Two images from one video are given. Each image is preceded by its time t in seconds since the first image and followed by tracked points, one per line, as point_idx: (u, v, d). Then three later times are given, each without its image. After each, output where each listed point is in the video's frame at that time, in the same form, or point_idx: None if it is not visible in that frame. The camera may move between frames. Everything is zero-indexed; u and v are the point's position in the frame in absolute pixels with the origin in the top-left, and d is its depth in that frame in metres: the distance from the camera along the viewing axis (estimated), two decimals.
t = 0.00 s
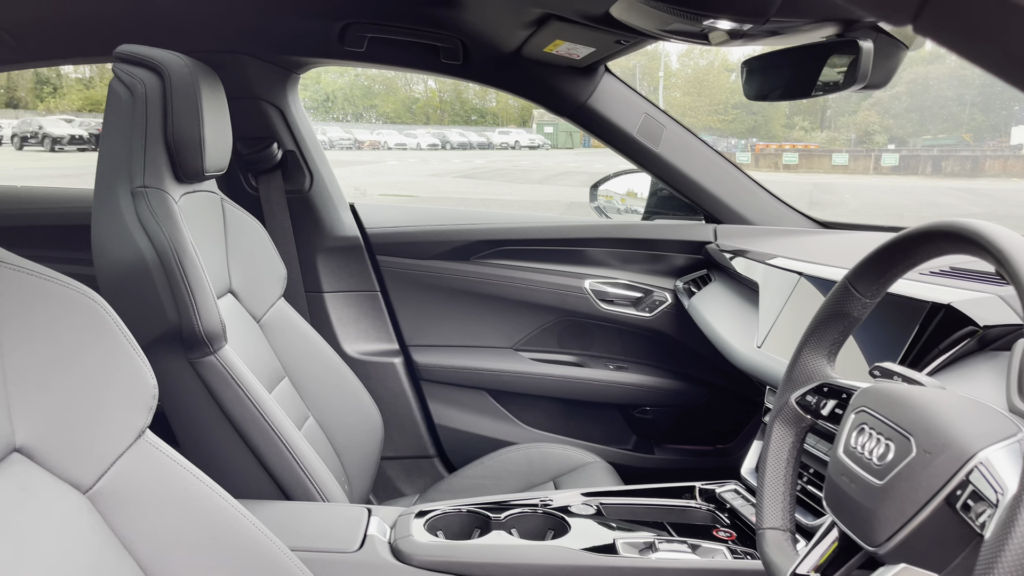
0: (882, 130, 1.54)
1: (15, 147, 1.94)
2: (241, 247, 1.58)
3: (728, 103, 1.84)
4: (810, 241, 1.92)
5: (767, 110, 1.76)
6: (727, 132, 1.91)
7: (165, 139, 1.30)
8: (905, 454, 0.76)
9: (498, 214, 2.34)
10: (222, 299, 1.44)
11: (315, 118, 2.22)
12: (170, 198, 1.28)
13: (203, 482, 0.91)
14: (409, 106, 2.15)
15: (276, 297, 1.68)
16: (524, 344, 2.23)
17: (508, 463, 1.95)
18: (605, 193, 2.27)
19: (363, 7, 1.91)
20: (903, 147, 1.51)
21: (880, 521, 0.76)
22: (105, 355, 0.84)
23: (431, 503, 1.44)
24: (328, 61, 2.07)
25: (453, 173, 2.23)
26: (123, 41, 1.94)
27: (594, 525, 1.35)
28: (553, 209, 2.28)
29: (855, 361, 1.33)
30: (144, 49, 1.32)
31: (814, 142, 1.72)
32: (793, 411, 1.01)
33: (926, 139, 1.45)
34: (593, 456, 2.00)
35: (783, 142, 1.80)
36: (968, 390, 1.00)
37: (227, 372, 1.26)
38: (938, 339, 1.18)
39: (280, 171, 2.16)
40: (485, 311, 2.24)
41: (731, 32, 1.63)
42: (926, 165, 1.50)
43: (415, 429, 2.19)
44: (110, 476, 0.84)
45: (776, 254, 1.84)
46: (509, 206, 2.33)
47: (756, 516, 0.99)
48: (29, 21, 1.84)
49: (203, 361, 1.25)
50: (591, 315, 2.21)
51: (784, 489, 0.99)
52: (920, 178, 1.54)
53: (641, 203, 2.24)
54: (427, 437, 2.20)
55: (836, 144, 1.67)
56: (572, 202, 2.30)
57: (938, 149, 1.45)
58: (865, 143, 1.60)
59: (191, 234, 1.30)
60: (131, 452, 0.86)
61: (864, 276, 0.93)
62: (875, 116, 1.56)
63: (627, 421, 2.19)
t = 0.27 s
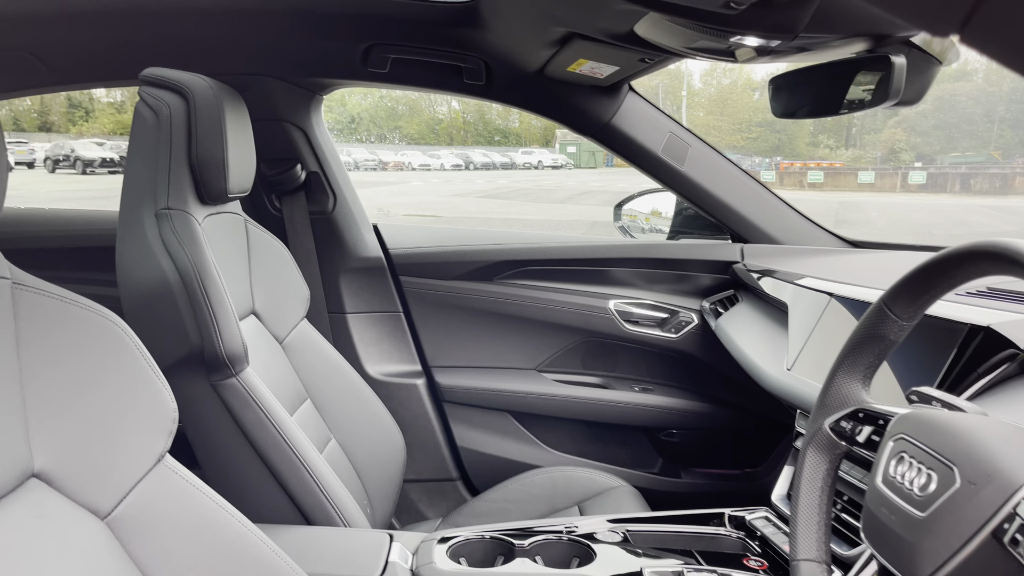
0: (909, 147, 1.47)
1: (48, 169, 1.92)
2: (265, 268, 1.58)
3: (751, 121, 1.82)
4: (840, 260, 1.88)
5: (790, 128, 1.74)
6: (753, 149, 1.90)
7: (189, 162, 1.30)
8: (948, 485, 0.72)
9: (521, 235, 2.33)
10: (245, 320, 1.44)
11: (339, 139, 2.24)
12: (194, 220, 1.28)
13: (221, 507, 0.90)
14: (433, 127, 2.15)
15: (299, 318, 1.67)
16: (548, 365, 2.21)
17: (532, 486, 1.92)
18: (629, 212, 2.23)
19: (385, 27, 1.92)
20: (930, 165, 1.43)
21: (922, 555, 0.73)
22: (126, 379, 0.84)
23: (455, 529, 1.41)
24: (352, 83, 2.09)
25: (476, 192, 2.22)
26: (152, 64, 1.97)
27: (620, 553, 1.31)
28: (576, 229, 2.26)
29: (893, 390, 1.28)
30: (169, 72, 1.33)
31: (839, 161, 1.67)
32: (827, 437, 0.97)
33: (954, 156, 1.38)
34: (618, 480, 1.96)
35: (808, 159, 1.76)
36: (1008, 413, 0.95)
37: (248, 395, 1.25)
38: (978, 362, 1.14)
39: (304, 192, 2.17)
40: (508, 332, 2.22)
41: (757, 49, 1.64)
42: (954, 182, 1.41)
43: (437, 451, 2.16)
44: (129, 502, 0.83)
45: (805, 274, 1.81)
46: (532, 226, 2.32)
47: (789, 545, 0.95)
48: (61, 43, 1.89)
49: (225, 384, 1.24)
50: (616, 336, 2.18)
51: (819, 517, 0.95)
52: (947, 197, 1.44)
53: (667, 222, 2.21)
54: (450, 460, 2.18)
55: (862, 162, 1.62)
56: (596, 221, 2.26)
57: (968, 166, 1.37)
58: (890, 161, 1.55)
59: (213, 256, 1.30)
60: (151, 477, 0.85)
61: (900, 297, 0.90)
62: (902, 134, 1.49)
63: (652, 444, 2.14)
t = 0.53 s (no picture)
0: (942, 169, 1.47)
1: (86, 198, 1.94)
2: (294, 296, 1.58)
3: (779, 145, 1.77)
4: (881, 286, 1.82)
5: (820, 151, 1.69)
6: (781, 173, 1.87)
7: (220, 192, 1.30)
8: (1011, 532, 0.68)
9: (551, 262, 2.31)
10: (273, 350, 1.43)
11: (369, 167, 2.26)
12: (224, 250, 1.28)
13: (246, 542, 0.89)
14: (461, 153, 2.14)
15: (328, 346, 1.66)
16: (578, 394, 2.17)
17: (563, 519, 1.88)
18: (661, 238, 2.19)
19: (414, 59, 1.92)
20: (964, 187, 1.43)
21: None
22: (151, 413, 0.83)
23: (487, 565, 1.37)
24: (383, 112, 2.11)
25: (504, 218, 2.20)
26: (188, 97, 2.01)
27: None
28: (608, 257, 2.23)
29: (943, 429, 1.23)
30: (200, 102, 1.34)
31: (870, 184, 1.66)
32: (876, 477, 0.92)
33: (988, 177, 1.38)
34: (652, 513, 1.91)
35: (839, 181, 1.73)
36: None
37: (277, 426, 1.24)
38: None
39: (333, 222, 2.19)
40: (538, 361, 2.19)
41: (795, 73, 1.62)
42: (989, 206, 1.41)
43: (466, 482, 2.13)
44: (153, 539, 0.81)
45: (843, 301, 1.75)
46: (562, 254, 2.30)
47: None
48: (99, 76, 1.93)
49: (253, 415, 1.23)
50: (647, 365, 2.14)
51: (870, 561, 0.91)
52: (984, 220, 1.44)
53: (698, 247, 2.17)
54: (479, 490, 2.14)
55: (894, 185, 1.60)
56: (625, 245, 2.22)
57: (1002, 188, 1.37)
58: (925, 183, 1.53)
59: (243, 286, 1.30)
60: (177, 512, 0.84)
61: (952, 330, 0.86)
62: (936, 155, 1.50)
63: (687, 476, 2.09)
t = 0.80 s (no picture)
0: (980, 192, 1.50)
1: (124, 226, 1.99)
2: (325, 326, 1.57)
3: (811, 168, 1.78)
4: (927, 313, 1.75)
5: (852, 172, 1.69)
6: (814, 197, 1.84)
7: (252, 222, 1.30)
8: None
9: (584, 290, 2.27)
10: (304, 381, 1.41)
11: (400, 193, 2.26)
12: (255, 280, 1.27)
13: None
14: (491, 179, 2.15)
15: (359, 377, 1.64)
16: (612, 425, 2.12)
17: (597, 554, 1.82)
18: (694, 264, 2.16)
19: (448, 86, 1.92)
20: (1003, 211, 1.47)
21: None
22: (177, 448, 0.82)
23: None
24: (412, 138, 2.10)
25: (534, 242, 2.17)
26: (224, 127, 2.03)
27: None
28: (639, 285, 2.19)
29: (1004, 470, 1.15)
30: (234, 132, 1.35)
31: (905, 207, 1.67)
32: (933, 520, 0.89)
33: None
34: (689, 549, 1.85)
35: (873, 206, 1.73)
36: None
37: (307, 462, 1.21)
38: None
39: (365, 250, 2.20)
40: (570, 391, 2.15)
41: (838, 97, 1.58)
42: None
43: (497, 514, 2.07)
44: None
45: (887, 331, 1.69)
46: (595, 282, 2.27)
47: None
48: (138, 108, 1.96)
49: (283, 449, 1.21)
50: (683, 395, 2.09)
51: None
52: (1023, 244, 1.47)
53: (733, 273, 2.14)
54: (511, 523, 2.08)
55: (929, 208, 1.61)
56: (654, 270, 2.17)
57: None
58: (963, 205, 1.54)
59: (273, 316, 1.29)
60: (203, 552, 0.81)
61: (1011, 366, 0.85)
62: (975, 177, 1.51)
63: (725, 510, 2.02)
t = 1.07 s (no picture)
0: (1016, 214, 1.45)
1: (158, 252, 1.99)
2: (350, 357, 1.55)
3: (840, 191, 1.73)
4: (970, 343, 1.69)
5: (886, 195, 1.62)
6: (842, 220, 1.81)
7: (276, 253, 1.29)
8: None
9: (613, 319, 2.24)
10: (327, 414, 1.39)
11: (423, 217, 2.24)
12: (279, 310, 1.26)
13: None
14: (518, 204, 2.13)
15: (383, 408, 1.62)
16: (642, 457, 2.07)
17: None
18: (726, 289, 2.10)
19: (474, 113, 1.92)
20: None
21: None
22: (197, 488, 0.82)
23: None
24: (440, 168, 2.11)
25: (560, 267, 2.13)
26: (255, 159, 2.05)
27: None
28: (669, 310, 2.15)
29: None
30: (258, 164, 1.35)
31: (938, 229, 1.61)
32: (987, 566, 0.82)
33: None
34: None
35: (904, 228, 1.68)
36: None
37: (330, 495, 1.19)
38: None
39: (391, 279, 2.18)
40: (599, 423, 2.10)
41: (877, 122, 1.54)
42: None
43: (525, 548, 2.03)
44: None
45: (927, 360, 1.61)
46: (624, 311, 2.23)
47: None
48: (171, 141, 2.00)
49: (306, 484, 1.19)
50: (715, 427, 2.03)
51: None
52: None
53: (766, 299, 2.08)
54: (540, 557, 2.04)
55: (962, 230, 1.55)
56: (682, 294, 2.12)
57: None
58: (996, 228, 1.50)
59: (297, 348, 1.27)
60: None
61: None
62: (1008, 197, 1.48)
63: (760, 545, 1.95)
